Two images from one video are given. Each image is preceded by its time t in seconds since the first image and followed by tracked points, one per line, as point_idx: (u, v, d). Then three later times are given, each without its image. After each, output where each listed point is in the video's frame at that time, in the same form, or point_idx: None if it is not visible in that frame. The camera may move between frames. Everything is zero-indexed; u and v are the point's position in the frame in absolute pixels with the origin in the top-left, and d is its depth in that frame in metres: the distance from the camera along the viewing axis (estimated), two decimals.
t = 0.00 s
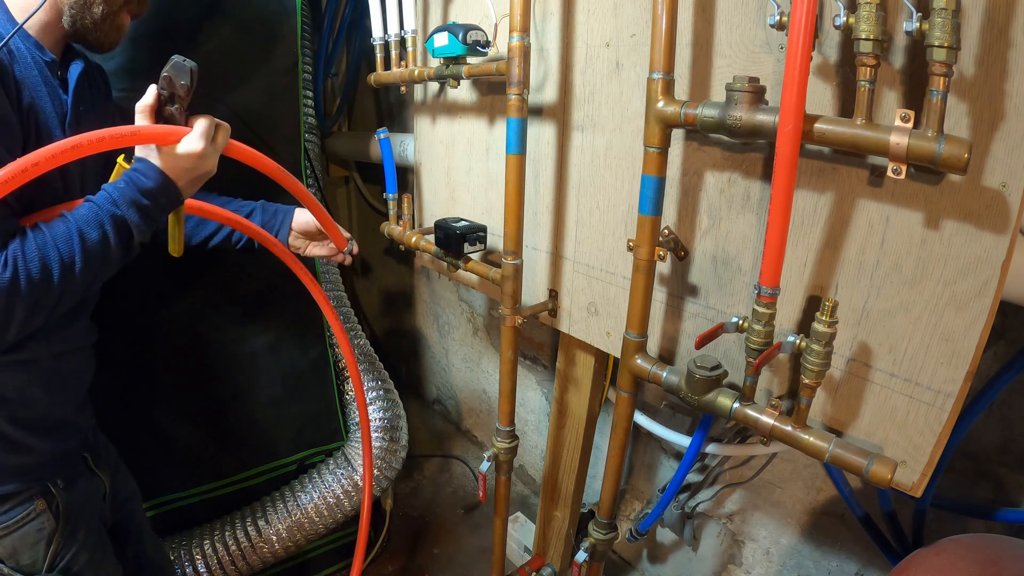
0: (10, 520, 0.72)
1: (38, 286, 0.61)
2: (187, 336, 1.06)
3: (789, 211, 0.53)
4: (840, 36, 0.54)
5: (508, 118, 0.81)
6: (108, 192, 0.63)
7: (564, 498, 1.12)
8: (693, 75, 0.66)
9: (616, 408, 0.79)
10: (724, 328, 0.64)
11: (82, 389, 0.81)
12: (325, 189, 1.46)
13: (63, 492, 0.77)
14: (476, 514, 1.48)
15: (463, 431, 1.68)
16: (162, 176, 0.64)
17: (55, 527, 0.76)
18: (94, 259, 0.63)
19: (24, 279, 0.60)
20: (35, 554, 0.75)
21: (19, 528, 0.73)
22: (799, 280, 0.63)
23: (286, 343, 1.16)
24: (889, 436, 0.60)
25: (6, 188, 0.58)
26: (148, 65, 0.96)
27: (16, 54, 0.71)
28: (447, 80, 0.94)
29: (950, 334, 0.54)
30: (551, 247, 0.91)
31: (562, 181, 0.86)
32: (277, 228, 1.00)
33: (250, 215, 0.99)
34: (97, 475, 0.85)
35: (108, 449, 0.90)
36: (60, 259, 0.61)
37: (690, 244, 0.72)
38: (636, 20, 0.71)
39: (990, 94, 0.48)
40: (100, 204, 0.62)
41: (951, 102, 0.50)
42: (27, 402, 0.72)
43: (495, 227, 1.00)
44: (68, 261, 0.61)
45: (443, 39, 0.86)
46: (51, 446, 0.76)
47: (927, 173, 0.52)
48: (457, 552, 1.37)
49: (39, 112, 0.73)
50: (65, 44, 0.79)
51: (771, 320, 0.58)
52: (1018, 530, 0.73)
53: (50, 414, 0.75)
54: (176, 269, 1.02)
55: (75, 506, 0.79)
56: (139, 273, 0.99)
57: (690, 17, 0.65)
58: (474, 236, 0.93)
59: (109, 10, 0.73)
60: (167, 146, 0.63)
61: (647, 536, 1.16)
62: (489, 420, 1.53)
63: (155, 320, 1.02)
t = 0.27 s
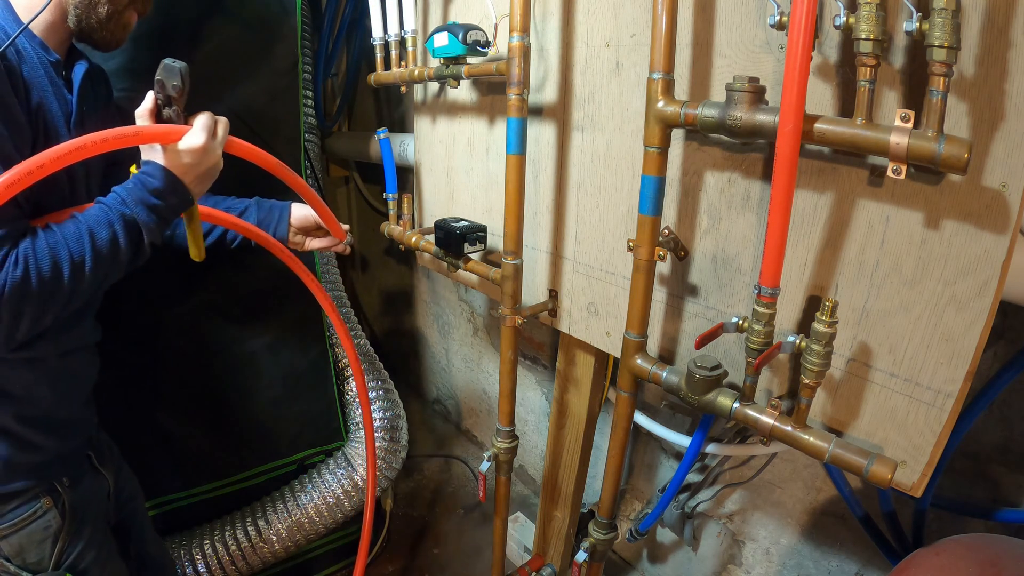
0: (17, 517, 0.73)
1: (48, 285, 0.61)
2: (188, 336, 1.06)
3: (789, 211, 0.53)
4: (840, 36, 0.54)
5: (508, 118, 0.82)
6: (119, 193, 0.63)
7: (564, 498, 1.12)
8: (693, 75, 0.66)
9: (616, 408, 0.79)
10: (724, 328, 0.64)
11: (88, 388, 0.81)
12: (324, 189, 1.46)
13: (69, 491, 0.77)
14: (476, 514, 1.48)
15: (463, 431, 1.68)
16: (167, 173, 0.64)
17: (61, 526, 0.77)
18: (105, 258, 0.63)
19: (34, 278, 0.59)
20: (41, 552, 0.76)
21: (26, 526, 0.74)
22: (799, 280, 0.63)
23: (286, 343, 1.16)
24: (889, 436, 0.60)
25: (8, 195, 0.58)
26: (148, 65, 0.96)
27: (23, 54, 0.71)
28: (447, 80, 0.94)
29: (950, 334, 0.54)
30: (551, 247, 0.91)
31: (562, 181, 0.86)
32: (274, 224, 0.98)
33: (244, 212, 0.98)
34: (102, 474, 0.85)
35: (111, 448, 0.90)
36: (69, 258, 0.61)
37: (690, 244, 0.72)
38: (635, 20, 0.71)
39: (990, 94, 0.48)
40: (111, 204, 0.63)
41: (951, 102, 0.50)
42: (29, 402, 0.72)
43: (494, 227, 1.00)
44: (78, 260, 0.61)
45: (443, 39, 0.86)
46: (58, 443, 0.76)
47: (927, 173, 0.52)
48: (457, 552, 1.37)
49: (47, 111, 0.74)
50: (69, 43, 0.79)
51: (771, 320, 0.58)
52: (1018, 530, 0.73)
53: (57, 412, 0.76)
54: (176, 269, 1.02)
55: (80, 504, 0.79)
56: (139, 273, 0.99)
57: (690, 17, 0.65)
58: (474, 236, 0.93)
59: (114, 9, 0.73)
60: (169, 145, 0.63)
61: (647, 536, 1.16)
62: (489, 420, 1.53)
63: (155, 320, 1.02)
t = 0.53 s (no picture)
0: (22, 514, 0.73)
1: (59, 284, 0.61)
2: (188, 336, 1.06)
3: (788, 211, 0.53)
4: (840, 36, 0.54)
5: (508, 118, 0.81)
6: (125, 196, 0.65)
7: (564, 498, 1.12)
8: (693, 75, 0.66)
9: (616, 408, 0.79)
10: (724, 328, 0.64)
11: (92, 386, 0.81)
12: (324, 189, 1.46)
13: (73, 489, 0.78)
14: (476, 514, 1.48)
15: (463, 431, 1.68)
16: (159, 175, 0.65)
17: (65, 524, 0.77)
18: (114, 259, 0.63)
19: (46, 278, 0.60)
20: (45, 550, 0.76)
21: (31, 523, 0.74)
22: (799, 280, 0.63)
23: (286, 343, 1.16)
24: (889, 436, 0.60)
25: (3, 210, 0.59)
26: (148, 65, 0.96)
27: (32, 54, 0.70)
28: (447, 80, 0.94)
29: (950, 334, 0.54)
30: (551, 246, 0.91)
31: (561, 181, 0.86)
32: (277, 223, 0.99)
33: (247, 212, 0.99)
34: (104, 473, 0.85)
35: (114, 447, 0.90)
36: (79, 259, 0.61)
37: (690, 244, 0.72)
38: (635, 20, 0.71)
39: (991, 94, 0.48)
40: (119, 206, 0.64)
41: (951, 102, 0.50)
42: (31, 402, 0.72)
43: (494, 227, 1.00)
44: (88, 260, 0.62)
45: (443, 39, 0.86)
46: (63, 441, 0.76)
47: (927, 173, 0.52)
48: (457, 552, 1.37)
49: (55, 111, 0.74)
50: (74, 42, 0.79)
51: (771, 320, 0.58)
52: (1019, 530, 0.73)
53: (62, 410, 0.76)
54: (177, 268, 1.02)
55: (83, 503, 0.79)
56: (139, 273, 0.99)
57: (690, 17, 0.65)
58: (474, 236, 0.93)
59: (118, 9, 0.73)
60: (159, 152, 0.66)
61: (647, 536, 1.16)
62: (490, 420, 1.53)
63: (155, 320, 1.02)
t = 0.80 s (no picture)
0: (27, 511, 0.74)
1: (70, 283, 0.62)
2: (188, 336, 1.05)
3: (788, 211, 0.53)
4: (840, 36, 0.54)
5: (508, 118, 0.81)
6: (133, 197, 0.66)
7: (564, 498, 1.12)
8: (693, 75, 0.66)
9: (616, 408, 0.79)
10: (724, 328, 0.64)
11: (98, 384, 0.81)
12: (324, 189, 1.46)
13: (77, 486, 0.78)
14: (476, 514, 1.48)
15: (463, 431, 1.68)
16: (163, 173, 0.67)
17: (70, 521, 0.77)
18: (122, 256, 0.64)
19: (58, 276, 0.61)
20: (50, 547, 0.75)
21: (35, 520, 0.74)
22: (799, 280, 0.63)
23: (286, 343, 1.16)
24: (889, 436, 0.60)
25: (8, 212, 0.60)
26: (148, 65, 0.96)
27: (36, 53, 0.70)
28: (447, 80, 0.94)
29: (950, 334, 0.54)
30: (551, 247, 0.91)
31: (562, 181, 0.86)
32: (284, 221, 0.99)
33: (256, 209, 0.98)
34: (108, 471, 0.85)
35: (118, 446, 0.90)
36: (87, 259, 0.62)
37: (690, 244, 0.72)
38: (635, 20, 0.71)
39: (991, 94, 0.48)
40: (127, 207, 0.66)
41: (951, 102, 0.50)
42: (33, 401, 0.72)
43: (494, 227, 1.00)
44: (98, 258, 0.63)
45: (443, 39, 0.86)
46: (68, 439, 0.76)
47: (927, 173, 0.52)
48: (457, 552, 1.37)
49: (60, 111, 0.74)
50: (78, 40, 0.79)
51: (771, 320, 0.58)
52: (1019, 530, 0.73)
53: (68, 408, 0.76)
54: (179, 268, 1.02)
55: (88, 499, 0.79)
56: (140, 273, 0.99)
57: (690, 17, 0.65)
58: (474, 236, 0.93)
59: (122, 8, 0.72)
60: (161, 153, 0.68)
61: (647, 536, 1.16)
62: (490, 420, 1.53)
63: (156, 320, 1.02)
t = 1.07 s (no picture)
0: (30, 510, 0.74)
1: (77, 281, 0.62)
2: (189, 336, 1.05)
3: (788, 211, 0.53)
4: (840, 36, 0.54)
5: (508, 118, 0.81)
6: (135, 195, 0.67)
7: (565, 499, 1.12)
8: (693, 75, 0.66)
9: (616, 408, 0.79)
10: (724, 328, 0.64)
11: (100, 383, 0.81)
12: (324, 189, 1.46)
13: (80, 485, 0.78)
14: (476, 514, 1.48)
15: (463, 431, 1.68)
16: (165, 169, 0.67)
17: (73, 519, 0.77)
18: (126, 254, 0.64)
19: (65, 275, 0.61)
20: (52, 545, 0.75)
21: (38, 519, 0.74)
22: (799, 280, 0.63)
23: (287, 344, 1.16)
24: (889, 436, 0.60)
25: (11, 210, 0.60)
26: (148, 65, 0.96)
27: (39, 52, 0.70)
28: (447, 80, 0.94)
29: (950, 334, 0.54)
30: (551, 247, 0.91)
31: (562, 181, 0.86)
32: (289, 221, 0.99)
33: (261, 209, 0.98)
34: (113, 470, 0.85)
35: (123, 445, 0.90)
36: (93, 257, 0.63)
37: (690, 244, 0.72)
38: (635, 20, 0.71)
39: (990, 94, 0.48)
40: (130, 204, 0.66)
41: (951, 102, 0.50)
42: (33, 401, 0.71)
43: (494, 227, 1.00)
44: (103, 256, 0.63)
45: (443, 38, 0.86)
46: (71, 438, 0.76)
47: (927, 173, 0.52)
48: (457, 552, 1.37)
49: (64, 110, 0.74)
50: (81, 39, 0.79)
51: (771, 320, 0.58)
52: (1019, 530, 0.73)
53: (71, 407, 0.76)
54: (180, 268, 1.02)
55: (91, 498, 0.79)
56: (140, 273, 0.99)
57: (689, 17, 0.65)
58: (474, 236, 0.93)
59: (123, 7, 0.73)
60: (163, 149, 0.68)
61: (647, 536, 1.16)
62: (489, 420, 1.53)
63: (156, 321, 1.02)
